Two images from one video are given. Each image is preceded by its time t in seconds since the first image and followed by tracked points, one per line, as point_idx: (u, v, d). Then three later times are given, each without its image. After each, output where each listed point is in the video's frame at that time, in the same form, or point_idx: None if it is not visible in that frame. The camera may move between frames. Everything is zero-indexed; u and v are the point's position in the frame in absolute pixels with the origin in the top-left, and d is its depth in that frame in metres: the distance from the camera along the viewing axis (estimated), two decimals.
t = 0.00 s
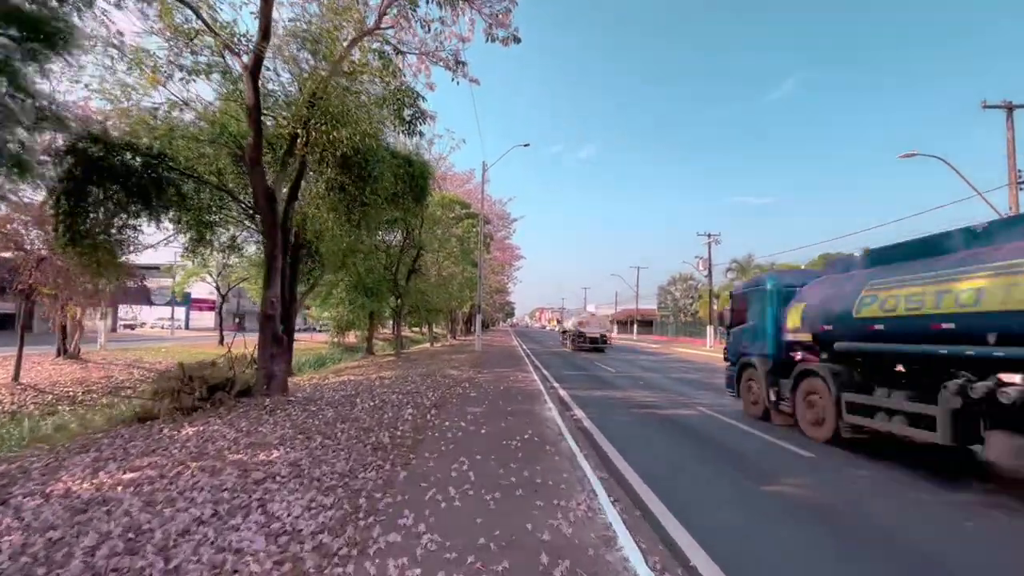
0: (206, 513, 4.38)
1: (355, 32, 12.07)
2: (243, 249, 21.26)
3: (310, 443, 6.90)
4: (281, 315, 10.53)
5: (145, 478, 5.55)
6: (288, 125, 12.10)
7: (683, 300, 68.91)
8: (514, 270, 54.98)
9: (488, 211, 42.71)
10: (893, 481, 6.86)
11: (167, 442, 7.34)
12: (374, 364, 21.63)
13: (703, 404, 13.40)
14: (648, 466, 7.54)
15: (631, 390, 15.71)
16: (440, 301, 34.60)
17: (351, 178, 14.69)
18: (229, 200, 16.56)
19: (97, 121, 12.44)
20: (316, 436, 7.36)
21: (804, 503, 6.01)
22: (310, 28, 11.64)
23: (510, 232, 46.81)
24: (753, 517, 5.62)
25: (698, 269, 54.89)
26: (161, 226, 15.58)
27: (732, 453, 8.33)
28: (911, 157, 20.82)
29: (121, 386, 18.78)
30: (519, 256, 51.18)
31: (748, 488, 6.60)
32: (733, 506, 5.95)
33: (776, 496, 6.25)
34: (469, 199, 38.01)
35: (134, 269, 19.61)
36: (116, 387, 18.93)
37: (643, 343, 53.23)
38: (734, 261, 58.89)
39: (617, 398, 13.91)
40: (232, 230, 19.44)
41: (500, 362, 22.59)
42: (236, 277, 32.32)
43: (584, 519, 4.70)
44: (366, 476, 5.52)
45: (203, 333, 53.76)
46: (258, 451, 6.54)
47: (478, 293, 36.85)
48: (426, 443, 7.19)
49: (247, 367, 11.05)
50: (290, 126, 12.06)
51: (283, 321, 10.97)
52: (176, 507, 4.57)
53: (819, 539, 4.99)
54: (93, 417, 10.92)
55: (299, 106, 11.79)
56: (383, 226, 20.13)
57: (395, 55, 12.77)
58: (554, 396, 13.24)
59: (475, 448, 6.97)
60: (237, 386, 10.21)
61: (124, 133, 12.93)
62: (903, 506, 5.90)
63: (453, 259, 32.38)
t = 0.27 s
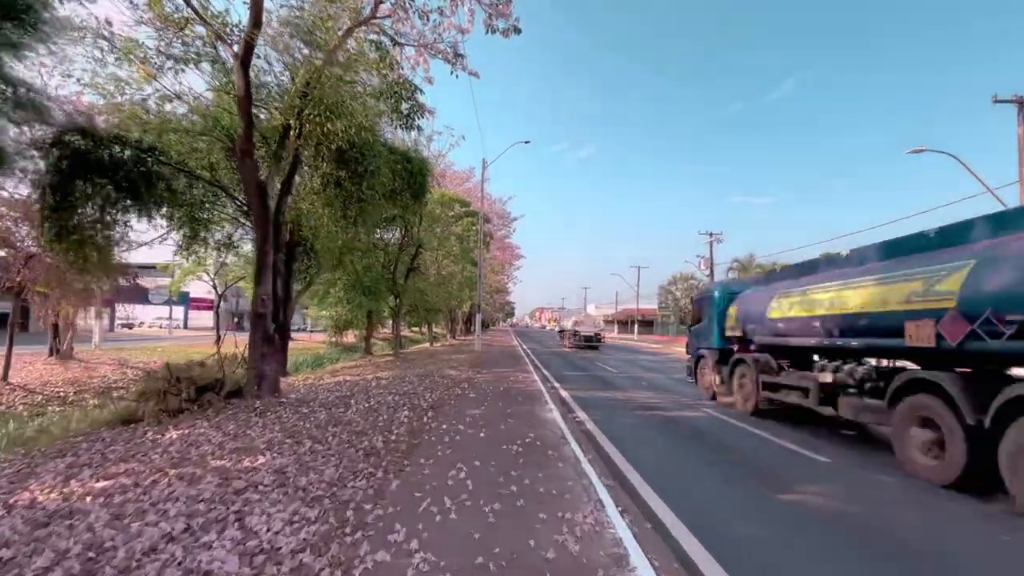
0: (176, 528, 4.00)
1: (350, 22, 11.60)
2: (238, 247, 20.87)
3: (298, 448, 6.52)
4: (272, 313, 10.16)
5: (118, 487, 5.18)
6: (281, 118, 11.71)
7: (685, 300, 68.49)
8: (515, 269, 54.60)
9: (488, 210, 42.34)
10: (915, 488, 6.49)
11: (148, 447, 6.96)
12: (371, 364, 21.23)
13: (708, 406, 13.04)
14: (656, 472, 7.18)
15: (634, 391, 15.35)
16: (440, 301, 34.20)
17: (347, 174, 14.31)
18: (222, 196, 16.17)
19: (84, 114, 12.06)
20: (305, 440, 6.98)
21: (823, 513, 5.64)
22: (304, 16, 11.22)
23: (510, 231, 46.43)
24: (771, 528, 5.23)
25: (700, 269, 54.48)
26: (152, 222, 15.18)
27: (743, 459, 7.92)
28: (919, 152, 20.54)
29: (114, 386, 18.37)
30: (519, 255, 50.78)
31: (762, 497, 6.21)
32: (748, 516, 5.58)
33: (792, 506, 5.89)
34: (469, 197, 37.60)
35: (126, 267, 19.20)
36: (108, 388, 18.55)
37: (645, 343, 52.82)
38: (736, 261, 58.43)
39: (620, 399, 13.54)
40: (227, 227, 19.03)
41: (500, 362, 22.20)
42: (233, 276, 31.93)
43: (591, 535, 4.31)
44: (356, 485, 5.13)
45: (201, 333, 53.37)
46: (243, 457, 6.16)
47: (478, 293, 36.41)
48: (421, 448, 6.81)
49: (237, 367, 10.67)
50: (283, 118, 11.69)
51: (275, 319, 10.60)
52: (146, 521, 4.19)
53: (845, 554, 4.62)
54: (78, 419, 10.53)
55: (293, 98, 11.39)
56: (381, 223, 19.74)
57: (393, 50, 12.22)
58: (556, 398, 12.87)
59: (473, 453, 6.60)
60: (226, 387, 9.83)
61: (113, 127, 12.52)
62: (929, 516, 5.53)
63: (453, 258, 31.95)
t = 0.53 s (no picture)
0: (126, 565, 3.49)
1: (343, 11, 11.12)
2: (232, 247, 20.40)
3: (280, 463, 6.02)
4: (259, 316, 9.67)
5: (76, 510, 4.68)
6: (271, 111, 11.23)
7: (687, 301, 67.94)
8: (515, 270, 54.12)
9: (488, 211, 41.87)
10: (950, 506, 5.98)
11: (120, 460, 6.47)
12: (368, 367, 20.73)
13: (716, 412, 12.54)
14: (667, 487, 6.67)
15: (638, 396, 14.86)
16: (439, 302, 33.72)
17: (341, 171, 13.83)
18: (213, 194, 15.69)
19: (66, 106, 11.57)
20: (289, 453, 6.48)
21: (855, 536, 5.13)
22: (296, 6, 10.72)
23: (511, 232, 45.96)
24: (799, 553, 4.70)
25: (702, 269, 53.96)
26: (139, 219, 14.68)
27: (758, 472, 7.40)
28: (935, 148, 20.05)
29: (103, 388, 17.92)
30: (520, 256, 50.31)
31: (783, 516, 5.68)
32: (774, 540, 5.06)
33: (819, 528, 5.37)
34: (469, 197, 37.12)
35: (117, 267, 18.74)
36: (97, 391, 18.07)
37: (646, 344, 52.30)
38: (739, 261, 57.84)
39: (624, 405, 13.04)
40: (220, 226, 18.56)
41: (500, 365, 21.68)
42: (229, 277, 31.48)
43: (603, 570, 3.79)
44: (336, 510, 4.59)
45: (199, 334, 52.92)
46: (218, 473, 5.66)
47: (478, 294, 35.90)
48: (413, 462, 6.30)
49: (224, 372, 10.18)
50: (274, 111, 11.20)
51: (262, 322, 10.11)
52: (95, 554, 3.68)
53: None
54: (56, 426, 10.05)
55: (284, 91, 10.91)
56: (377, 223, 19.26)
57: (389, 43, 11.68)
58: (558, 403, 12.37)
59: (470, 469, 6.09)
60: (210, 394, 9.35)
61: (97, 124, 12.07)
62: (972, 541, 5.01)
63: (452, 259, 31.47)
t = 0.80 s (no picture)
0: None
1: None
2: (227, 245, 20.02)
3: (263, 470, 5.63)
4: (249, 315, 9.31)
5: (36, 523, 4.29)
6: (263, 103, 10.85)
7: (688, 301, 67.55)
8: (516, 270, 53.74)
9: (488, 210, 41.49)
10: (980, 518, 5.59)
11: (95, 467, 6.08)
12: (366, 368, 20.35)
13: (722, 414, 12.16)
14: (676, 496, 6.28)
15: (641, 397, 14.49)
16: (439, 302, 33.36)
17: (337, 167, 13.48)
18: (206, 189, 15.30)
19: (51, 98, 11.18)
20: (274, 460, 6.09)
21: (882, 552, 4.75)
22: None
23: (511, 231, 45.58)
24: (824, 571, 4.31)
25: (704, 269, 53.59)
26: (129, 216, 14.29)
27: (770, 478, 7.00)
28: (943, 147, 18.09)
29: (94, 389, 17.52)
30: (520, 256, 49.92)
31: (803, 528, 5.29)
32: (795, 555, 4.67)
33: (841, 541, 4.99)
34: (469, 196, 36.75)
35: (109, 265, 18.33)
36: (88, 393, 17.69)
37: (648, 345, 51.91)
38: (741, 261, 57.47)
39: (627, 407, 12.66)
40: (214, 224, 18.19)
41: (500, 366, 21.30)
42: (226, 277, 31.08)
43: None
44: (320, 525, 4.20)
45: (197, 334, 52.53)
46: (197, 482, 5.27)
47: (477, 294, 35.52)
48: (406, 470, 5.91)
49: (212, 373, 9.81)
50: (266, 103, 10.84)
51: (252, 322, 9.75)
52: None
53: None
54: (39, 429, 9.67)
55: (277, 82, 10.54)
56: (375, 221, 18.92)
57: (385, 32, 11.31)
58: (559, 405, 11.99)
59: (466, 477, 5.71)
60: (198, 395, 8.98)
61: (84, 115, 11.70)
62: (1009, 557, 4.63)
63: (452, 258, 31.10)
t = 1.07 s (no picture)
0: None
1: None
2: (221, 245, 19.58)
3: (241, 487, 5.18)
4: (234, 317, 8.90)
5: None
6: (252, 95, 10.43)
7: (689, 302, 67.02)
8: (516, 271, 53.27)
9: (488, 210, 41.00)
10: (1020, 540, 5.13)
11: (62, 482, 5.63)
12: (362, 371, 19.89)
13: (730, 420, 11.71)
14: (689, 513, 5.82)
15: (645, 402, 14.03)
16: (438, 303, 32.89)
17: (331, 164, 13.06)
18: (197, 188, 14.86)
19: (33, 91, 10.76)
20: (255, 474, 5.63)
21: None
22: None
23: (511, 231, 45.12)
24: None
25: (706, 270, 53.08)
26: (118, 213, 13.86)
27: (787, 493, 6.54)
28: (956, 142, 16.20)
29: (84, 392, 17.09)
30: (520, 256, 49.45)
31: (827, 552, 4.84)
32: None
33: (872, 567, 4.54)
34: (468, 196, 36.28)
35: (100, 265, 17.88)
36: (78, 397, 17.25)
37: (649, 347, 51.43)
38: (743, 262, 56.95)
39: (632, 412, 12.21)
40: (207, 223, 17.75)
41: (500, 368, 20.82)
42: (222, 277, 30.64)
43: None
44: (295, 555, 3.74)
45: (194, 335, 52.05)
46: (167, 501, 4.82)
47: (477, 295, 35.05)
48: (397, 486, 5.45)
49: (198, 378, 9.37)
50: (256, 95, 10.42)
51: (238, 324, 9.34)
52: None
53: None
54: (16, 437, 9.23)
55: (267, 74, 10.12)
56: (371, 220, 18.48)
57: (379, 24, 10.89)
58: (561, 411, 11.53)
59: (462, 494, 5.25)
60: (182, 402, 8.54)
61: (69, 110, 11.30)
62: None
63: (451, 259, 30.64)
